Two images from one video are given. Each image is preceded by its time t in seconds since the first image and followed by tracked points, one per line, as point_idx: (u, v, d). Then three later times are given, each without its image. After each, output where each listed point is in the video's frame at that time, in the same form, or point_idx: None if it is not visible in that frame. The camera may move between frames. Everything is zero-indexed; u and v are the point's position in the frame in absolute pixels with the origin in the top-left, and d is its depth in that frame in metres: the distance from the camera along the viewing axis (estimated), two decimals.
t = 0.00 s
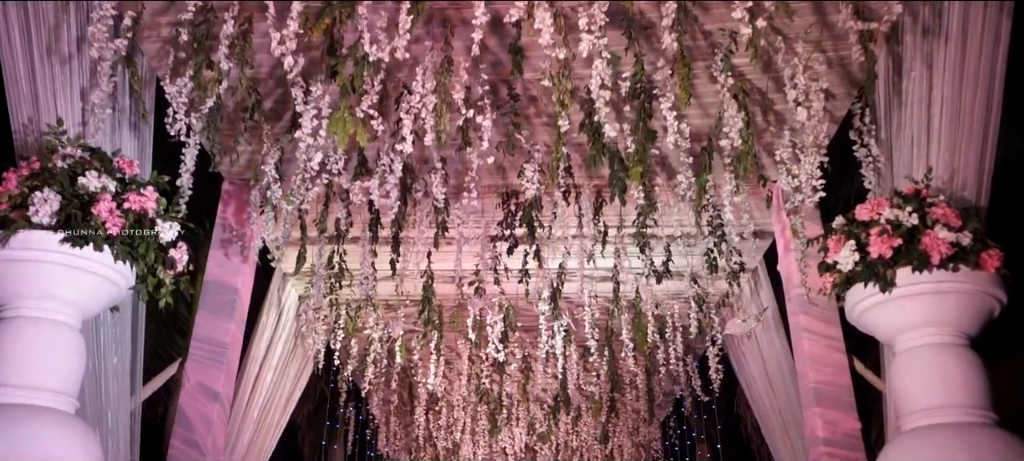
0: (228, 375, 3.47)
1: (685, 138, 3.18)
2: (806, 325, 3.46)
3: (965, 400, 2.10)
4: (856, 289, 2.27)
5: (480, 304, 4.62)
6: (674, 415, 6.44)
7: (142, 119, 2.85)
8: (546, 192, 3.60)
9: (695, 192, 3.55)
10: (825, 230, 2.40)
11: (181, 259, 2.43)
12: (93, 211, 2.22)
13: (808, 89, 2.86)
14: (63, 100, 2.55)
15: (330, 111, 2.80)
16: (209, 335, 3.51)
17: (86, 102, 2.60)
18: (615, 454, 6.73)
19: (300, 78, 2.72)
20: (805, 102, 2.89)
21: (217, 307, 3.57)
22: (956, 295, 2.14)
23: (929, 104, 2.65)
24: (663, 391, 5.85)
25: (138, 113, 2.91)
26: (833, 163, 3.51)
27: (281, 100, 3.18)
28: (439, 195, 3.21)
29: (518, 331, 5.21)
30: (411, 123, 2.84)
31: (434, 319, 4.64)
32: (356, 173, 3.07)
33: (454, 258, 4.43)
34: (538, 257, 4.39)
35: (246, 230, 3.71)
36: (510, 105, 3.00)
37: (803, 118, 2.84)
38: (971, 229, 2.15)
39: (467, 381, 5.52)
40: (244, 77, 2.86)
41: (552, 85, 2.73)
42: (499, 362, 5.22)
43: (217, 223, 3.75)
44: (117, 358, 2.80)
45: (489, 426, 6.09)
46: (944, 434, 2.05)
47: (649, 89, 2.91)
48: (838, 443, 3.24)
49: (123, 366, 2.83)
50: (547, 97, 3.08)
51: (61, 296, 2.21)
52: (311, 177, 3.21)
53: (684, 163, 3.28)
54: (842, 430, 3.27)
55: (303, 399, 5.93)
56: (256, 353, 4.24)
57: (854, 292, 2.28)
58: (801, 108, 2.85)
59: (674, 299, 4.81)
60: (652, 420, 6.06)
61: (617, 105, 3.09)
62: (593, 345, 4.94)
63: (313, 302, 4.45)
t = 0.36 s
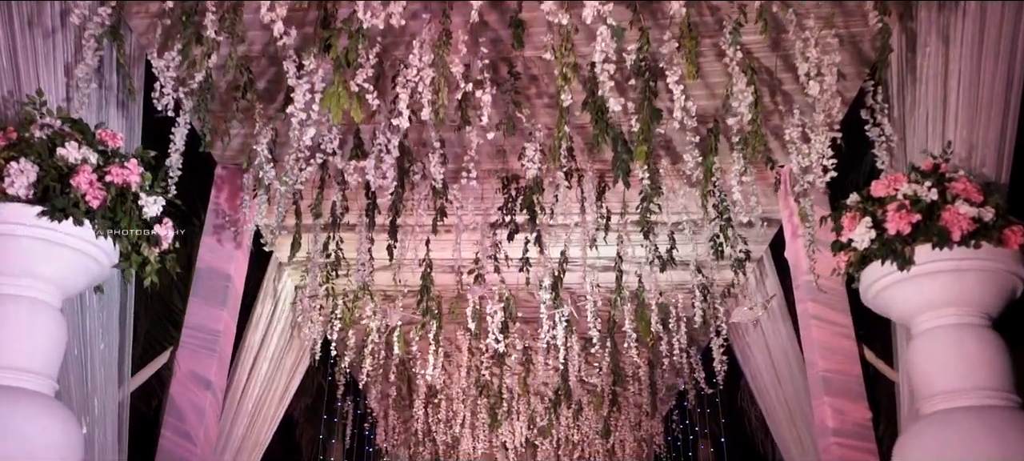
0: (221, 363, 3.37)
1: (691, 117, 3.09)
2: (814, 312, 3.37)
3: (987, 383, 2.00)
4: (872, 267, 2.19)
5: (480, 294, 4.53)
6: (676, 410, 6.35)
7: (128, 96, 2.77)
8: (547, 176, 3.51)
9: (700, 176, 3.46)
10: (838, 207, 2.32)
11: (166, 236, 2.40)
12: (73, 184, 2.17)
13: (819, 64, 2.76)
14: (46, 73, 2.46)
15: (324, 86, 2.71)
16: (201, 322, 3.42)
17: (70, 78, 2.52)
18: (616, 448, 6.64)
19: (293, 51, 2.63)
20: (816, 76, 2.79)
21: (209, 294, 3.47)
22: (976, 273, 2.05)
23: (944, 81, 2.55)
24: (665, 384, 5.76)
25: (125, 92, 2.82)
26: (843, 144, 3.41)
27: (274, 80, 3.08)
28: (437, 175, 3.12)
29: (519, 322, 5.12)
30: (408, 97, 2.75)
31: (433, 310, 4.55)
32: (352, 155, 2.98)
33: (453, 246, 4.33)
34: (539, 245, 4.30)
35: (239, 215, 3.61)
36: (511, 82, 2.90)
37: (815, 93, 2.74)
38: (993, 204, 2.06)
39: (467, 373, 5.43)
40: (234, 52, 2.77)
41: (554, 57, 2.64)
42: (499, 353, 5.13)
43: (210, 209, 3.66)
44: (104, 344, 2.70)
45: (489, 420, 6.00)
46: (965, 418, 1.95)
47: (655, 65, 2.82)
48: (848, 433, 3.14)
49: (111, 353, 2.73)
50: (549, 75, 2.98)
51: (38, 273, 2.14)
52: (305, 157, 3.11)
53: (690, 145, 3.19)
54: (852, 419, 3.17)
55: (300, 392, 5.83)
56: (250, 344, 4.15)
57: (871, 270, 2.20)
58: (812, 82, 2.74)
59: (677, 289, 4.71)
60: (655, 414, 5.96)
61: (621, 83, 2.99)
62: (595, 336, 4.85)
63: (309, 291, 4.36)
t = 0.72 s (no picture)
0: (214, 344, 3.28)
1: (698, 89, 2.98)
2: (824, 292, 3.28)
3: (1011, 355, 1.91)
4: (889, 237, 2.10)
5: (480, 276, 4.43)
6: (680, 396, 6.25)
7: (114, 66, 2.69)
8: (549, 152, 3.40)
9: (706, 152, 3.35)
10: (852, 176, 2.23)
11: (149, 204, 2.36)
12: (51, 145, 2.10)
13: (834, 28, 2.63)
14: (28, 42, 2.43)
15: (318, 51, 2.64)
16: (193, 302, 3.32)
17: (53, 44, 2.46)
18: (618, 435, 6.57)
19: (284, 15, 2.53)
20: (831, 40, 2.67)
21: (201, 274, 3.37)
22: (999, 242, 1.97)
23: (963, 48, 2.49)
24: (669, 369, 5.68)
25: (112, 62, 2.73)
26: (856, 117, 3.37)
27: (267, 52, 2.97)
28: (435, 148, 3.01)
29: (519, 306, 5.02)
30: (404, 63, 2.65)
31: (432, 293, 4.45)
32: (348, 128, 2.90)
33: (452, 227, 4.23)
34: (540, 226, 4.20)
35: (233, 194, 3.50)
36: (512, 53, 2.80)
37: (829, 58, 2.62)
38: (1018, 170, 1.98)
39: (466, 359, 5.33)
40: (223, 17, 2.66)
41: (558, 22, 2.62)
42: (499, 337, 5.03)
43: (203, 187, 3.55)
44: (92, 320, 2.64)
45: (490, 406, 5.92)
46: (989, 393, 1.86)
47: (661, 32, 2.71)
48: (859, 415, 3.05)
49: (99, 329, 2.66)
50: (551, 45, 2.87)
51: (16, 241, 2.08)
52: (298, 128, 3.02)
53: (697, 118, 3.08)
54: (863, 402, 3.07)
55: (297, 378, 5.74)
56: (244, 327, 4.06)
57: (888, 241, 2.11)
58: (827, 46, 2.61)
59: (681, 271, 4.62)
60: (658, 400, 5.87)
61: (626, 52, 2.89)
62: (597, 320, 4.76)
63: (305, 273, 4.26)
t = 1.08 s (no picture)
0: (207, 315, 3.19)
1: (706, 50, 2.88)
2: (834, 263, 3.19)
3: None
4: (910, 197, 2.02)
5: (479, 250, 4.35)
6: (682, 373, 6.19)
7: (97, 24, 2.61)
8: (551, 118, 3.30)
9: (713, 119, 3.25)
10: (870, 134, 2.15)
11: (132, 161, 2.25)
12: (24, 93, 2.00)
13: None
14: None
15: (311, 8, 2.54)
16: (185, 273, 3.23)
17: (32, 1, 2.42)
18: (619, 413, 6.51)
19: None
20: None
21: (194, 244, 3.28)
22: None
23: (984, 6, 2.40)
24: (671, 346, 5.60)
25: (97, 21, 2.64)
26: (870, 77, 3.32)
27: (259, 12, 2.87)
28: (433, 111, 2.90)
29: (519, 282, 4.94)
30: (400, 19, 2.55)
31: (431, 267, 4.37)
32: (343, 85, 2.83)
33: (452, 199, 4.14)
34: (541, 198, 4.11)
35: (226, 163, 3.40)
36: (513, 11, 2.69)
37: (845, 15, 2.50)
38: None
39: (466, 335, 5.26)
40: None
41: None
42: (500, 312, 4.95)
43: (195, 155, 3.45)
44: (77, 287, 2.57)
45: (490, 383, 5.85)
46: (1014, 358, 1.77)
47: None
48: (870, 388, 2.97)
49: (85, 296, 2.59)
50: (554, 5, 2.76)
51: None
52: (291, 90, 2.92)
53: (705, 80, 2.95)
54: (874, 374, 2.99)
55: (294, 355, 5.67)
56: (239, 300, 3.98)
57: (908, 201, 2.03)
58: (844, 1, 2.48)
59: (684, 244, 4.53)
60: (660, 378, 5.80)
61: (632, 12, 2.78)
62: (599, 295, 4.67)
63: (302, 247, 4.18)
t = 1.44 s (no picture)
0: (199, 283, 3.09)
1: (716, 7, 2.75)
2: (845, 230, 3.09)
3: None
4: (934, 150, 1.93)
5: (479, 219, 4.24)
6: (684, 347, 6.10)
7: None
8: (554, 81, 3.18)
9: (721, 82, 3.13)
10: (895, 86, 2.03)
11: (111, 109, 2.16)
12: None
13: None
14: None
15: None
16: (175, 240, 3.13)
17: None
18: (620, 387, 6.44)
19: None
20: None
21: (184, 211, 3.18)
22: None
23: None
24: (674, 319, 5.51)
25: None
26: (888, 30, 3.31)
27: None
28: (431, 69, 2.77)
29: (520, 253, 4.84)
30: None
31: (429, 238, 4.27)
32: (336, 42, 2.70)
33: (451, 167, 4.02)
34: (542, 165, 3.99)
35: (217, 126, 3.28)
36: None
37: None
38: None
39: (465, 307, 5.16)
40: None
41: None
42: (500, 283, 4.85)
43: (185, 118, 3.32)
44: (61, 251, 2.53)
45: (490, 357, 5.76)
46: None
47: None
48: (881, 359, 2.88)
49: (70, 259, 2.55)
50: None
51: None
52: (282, 46, 2.79)
53: (715, 39, 2.83)
54: (886, 345, 2.90)
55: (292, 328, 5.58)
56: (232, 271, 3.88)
57: (932, 155, 1.94)
58: None
59: (688, 213, 4.43)
60: (663, 353, 5.71)
61: None
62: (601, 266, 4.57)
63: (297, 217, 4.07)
